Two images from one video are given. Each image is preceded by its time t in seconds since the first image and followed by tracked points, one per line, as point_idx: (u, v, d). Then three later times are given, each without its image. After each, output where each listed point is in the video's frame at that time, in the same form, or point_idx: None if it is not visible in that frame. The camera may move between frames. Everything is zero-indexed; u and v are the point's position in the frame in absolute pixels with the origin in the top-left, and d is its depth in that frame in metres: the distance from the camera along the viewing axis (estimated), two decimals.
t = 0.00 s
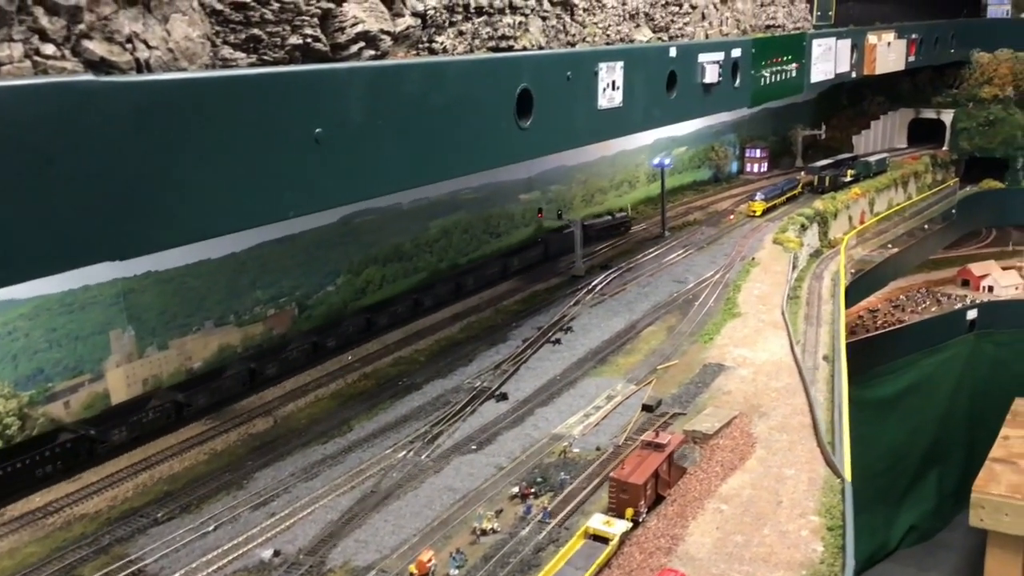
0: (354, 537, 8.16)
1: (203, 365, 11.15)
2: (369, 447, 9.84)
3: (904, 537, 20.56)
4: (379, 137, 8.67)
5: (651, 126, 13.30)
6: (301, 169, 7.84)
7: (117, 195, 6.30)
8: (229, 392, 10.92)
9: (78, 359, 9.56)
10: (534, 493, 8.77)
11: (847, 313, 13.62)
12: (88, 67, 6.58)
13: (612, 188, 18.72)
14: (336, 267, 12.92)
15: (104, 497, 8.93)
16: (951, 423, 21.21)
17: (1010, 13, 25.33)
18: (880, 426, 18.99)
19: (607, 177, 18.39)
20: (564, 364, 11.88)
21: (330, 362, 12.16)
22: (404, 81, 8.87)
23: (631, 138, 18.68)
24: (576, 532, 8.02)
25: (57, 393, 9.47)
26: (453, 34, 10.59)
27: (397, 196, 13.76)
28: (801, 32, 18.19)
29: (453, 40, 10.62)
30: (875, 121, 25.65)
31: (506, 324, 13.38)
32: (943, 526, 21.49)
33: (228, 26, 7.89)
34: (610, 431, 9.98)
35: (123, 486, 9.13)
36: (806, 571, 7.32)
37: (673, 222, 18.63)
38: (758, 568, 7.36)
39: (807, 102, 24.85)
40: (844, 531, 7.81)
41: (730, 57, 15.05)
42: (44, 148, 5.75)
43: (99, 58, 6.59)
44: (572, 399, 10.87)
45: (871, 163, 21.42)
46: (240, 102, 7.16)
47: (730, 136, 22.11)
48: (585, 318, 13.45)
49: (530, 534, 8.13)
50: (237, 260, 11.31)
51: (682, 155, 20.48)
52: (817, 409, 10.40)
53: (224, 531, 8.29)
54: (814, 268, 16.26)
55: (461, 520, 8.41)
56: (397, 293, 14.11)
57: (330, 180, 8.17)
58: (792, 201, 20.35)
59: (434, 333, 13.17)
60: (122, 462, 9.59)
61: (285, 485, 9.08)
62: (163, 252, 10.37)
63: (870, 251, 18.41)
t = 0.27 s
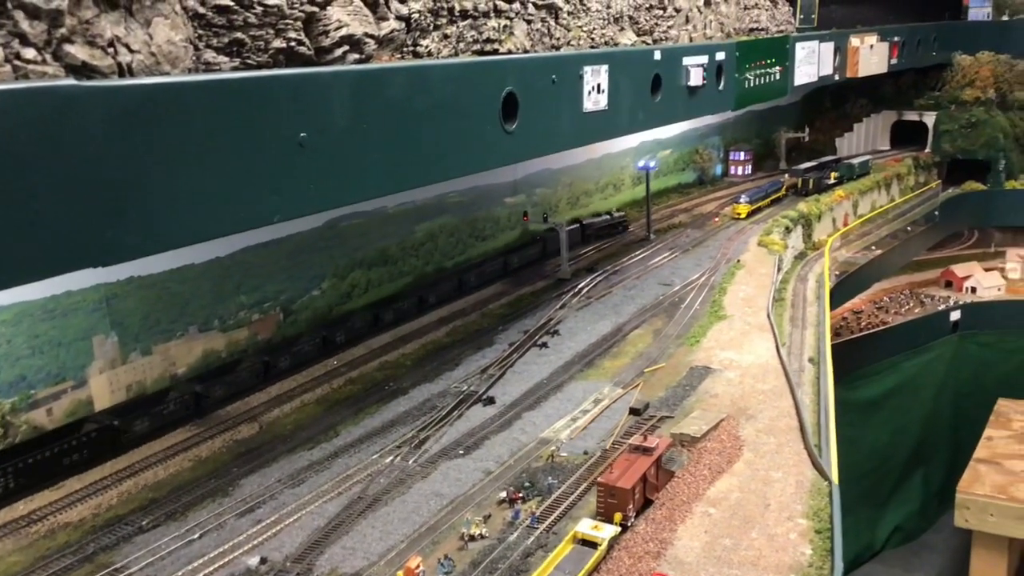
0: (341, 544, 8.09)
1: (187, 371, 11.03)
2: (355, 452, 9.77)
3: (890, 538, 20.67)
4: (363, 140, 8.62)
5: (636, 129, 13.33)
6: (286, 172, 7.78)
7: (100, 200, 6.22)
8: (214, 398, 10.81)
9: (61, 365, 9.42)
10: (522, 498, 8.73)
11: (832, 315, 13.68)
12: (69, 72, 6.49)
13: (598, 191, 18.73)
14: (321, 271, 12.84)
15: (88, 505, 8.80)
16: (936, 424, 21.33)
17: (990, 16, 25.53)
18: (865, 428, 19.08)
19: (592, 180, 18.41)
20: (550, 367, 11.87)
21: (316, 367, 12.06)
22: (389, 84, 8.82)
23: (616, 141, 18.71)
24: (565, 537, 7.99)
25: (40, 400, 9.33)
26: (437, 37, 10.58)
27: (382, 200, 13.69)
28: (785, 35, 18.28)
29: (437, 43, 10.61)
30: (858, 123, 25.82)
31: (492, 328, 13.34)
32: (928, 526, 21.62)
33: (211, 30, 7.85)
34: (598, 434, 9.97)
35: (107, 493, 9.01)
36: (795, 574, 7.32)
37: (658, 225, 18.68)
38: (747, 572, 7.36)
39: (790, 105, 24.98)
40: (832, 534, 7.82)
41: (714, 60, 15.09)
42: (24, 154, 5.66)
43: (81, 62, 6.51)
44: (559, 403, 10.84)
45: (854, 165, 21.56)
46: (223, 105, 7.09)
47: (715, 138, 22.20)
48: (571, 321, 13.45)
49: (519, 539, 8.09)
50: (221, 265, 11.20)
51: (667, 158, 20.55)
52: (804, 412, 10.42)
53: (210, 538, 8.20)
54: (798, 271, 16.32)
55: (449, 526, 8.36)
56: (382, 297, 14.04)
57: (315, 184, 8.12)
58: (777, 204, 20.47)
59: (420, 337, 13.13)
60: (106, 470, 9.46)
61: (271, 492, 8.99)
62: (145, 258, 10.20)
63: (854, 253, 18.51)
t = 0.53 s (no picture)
0: (339, 545, 8.06)
1: (177, 373, 10.93)
2: (349, 453, 9.74)
3: (874, 531, 20.93)
4: (357, 140, 8.58)
5: (624, 126, 13.37)
6: (280, 173, 7.74)
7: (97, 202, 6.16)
8: (204, 399, 10.73)
9: (50, 368, 9.30)
10: (519, 497, 8.75)
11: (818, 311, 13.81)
12: (62, 72, 6.40)
13: (583, 188, 18.79)
14: (309, 271, 12.76)
15: (81, 509, 8.71)
16: (918, 417, 21.61)
17: (966, 12, 25.85)
18: (849, 422, 19.29)
19: (577, 177, 18.45)
20: (542, 365, 11.90)
21: (307, 368, 11.99)
22: (382, 83, 8.79)
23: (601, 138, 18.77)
24: (563, 535, 8.01)
25: (30, 403, 9.21)
26: (427, 35, 10.54)
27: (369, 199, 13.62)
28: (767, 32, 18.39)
29: (426, 41, 10.57)
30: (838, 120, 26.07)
31: (482, 326, 13.34)
32: (911, 519, 21.90)
33: (203, 29, 7.74)
34: (592, 432, 10.00)
35: (100, 496, 8.92)
36: (792, 569, 7.39)
37: (644, 222, 18.76)
38: (745, 568, 7.43)
39: (772, 101, 25.16)
40: (828, 528, 7.91)
41: (699, 57, 15.16)
42: (20, 156, 5.59)
43: (74, 62, 6.43)
44: (551, 401, 10.86)
45: (836, 161, 21.77)
46: (218, 106, 7.03)
47: (697, 135, 22.33)
48: (560, 319, 13.48)
49: (517, 538, 8.10)
50: (209, 266, 11.10)
51: (651, 155, 20.64)
52: (794, 408, 10.52)
53: (206, 541, 8.15)
54: (783, 267, 16.46)
55: (447, 525, 8.36)
56: (370, 297, 13.98)
57: (310, 184, 8.08)
58: (760, 200, 20.62)
59: (410, 337, 13.10)
60: (97, 473, 9.37)
61: (266, 493, 8.94)
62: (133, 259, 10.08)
63: (837, 248, 18.70)
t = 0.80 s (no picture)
0: (338, 549, 8.06)
1: (170, 377, 10.87)
2: (345, 456, 9.74)
3: (860, 532, 21.13)
4: (354, 144, 8.59)
5: (615, 130, 13.45)
6: (280, 177, 7.73)
7: (99, 207, 6.14)
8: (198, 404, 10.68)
9: (44, 372, 9.24)
10: (516, 500, 8.79)
11: (806, 313, 13.94)
12: (63, 76, 6.37)
13: (571, 191, 18.87)
14: (301, 274, 12.74)
15: (77, 514, 8.66)
16: (902, 419, 21.85)
17: (948, 17, 26.20)
18: (835, 424, 19.47)
19: (566, 180, 18.53)
20: (535, 368, 11.95)
21: (300, 372, 11.96)
22: (379, 87, 8.81)
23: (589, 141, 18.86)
24: (562, 538, 8.05)
25: (24, 408, 9.15)
26: (422, 39, 10.56)
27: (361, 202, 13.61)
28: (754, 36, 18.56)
29: (421, 45, 10.59)
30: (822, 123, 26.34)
31: (474, 330, 13.36)
32: (896, 519, 22.13)
33: (202, 34, 7.77)
34: (587, 435, 10.06)
35: (96, 501, 8.87)
36: (790, 570, 7.48)
37: (633, 225, 18.87)
38: (744, 569, 7.51)
39: (757, 104, 25.36)
40: (825, 529, 8.00)
41: (689, 61, 15.28)
42: (23, 161, 5.56)
43: (75, 66, 6.39)
44: (545, 404, 10.91)
45: (821, 165, 22.00)
46: (219, 110, 7.01)
47: (684, 138, 22.49)
48: (552, 322, 13.53)
49: (516, 541, 8.13)
50: (202, 269, 11.06)
51: (638, 158, 20.78)
52: (786, 410, 10.63)
53: (204, 545, 8.12)
54: (771, 269, 16.60)
55: (445, 529, 8.38)
56: (361, 300, 13.97)
57: (310, 188, 8.08)
58: (747, 203, 20.79)
59: (403, 340, 13.10)
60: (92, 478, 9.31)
61: (263, 498, 8.92)
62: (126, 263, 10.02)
63: (823, 251, 18.89)
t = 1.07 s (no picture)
0: (339, 549, 8.05)
1: (166, 378, 10.82)
2: (343, 457, 9.73)
3: (851, 532, 21.25)
4: (354, 145, 8.58)
5: (611, 131, 13.48)
6: (280, 177, 7.72)
7: (101, 208, 6.11)
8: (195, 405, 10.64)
9: (40, 374, 9.20)
10: (516, 501, 8.80)
11: (800, 313, 14.02)
12: (64, 77, 6.34)
13: (565, 192, 18.90)
14: (297, 275, 12.71)
15: (75, 515, 8.62)
16: (892, 420, 22.00)
17: (939, 19, 26.39)
18: (827, 425, 19.57)
19: (559, 180, 18.57)
20: (532, 369, 11.97)
21: (297, 373, 11.94)
22: (379, 87, 8.80)
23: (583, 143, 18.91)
24: (562, 539, 8.06)
25: (21, 410, 9.11)
26: (420, 40, 10.56)
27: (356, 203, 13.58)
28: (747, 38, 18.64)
29: (419, 46, 10.58)
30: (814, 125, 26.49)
31: (470, 330, 13.37)
32: (886, 519, 22.28)
33: (202, 34, 7.74)
34: (585, 435, 10.09)
35: (94, 503, 8.84)
36: (790, 570, 7.52)
37: (626, 226, 18.93)
38: (744, 569, 7.55)
39: (749, 105, 25.47)
40: (823, 529, 8.05)
41: (683, 62, 15.34)
42: (25, 161, 5.53)
43: (76, 66, 6.36)
44: (542, 405, 10.92)
45: (813, 166, 22.11)
46: (219, 110, 6.99)
47: (677, 140, 22.58)
48: (548, 323, 13.55)
49: (516, 542, 8.14)
50: (198, 270, 11.02)
51: (631, 159, 20.84)
52: (783, 410, 10.69)
53: (203, 547, 8.10)
54: (764, 270, 16.67)
55: (445, 529, 8.38)
56: (356, 301, 13.95)
57: (310, 188, 8.07)
58: (739, 204, 20.89)
59: (399, 341, 13.10)
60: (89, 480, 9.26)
61: (261, 499, 8.90)
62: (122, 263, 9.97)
63: (815, 252, 19.00)
